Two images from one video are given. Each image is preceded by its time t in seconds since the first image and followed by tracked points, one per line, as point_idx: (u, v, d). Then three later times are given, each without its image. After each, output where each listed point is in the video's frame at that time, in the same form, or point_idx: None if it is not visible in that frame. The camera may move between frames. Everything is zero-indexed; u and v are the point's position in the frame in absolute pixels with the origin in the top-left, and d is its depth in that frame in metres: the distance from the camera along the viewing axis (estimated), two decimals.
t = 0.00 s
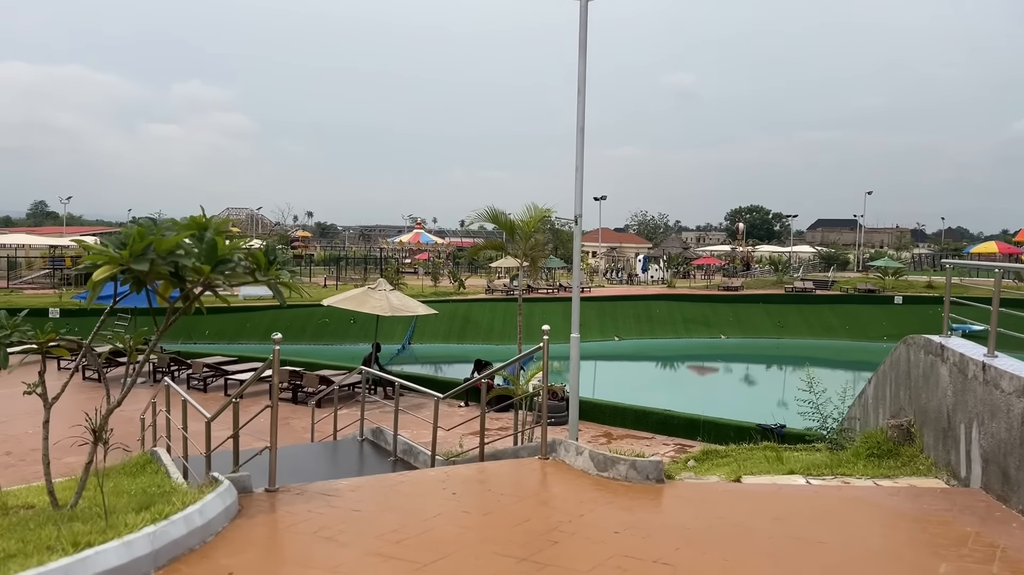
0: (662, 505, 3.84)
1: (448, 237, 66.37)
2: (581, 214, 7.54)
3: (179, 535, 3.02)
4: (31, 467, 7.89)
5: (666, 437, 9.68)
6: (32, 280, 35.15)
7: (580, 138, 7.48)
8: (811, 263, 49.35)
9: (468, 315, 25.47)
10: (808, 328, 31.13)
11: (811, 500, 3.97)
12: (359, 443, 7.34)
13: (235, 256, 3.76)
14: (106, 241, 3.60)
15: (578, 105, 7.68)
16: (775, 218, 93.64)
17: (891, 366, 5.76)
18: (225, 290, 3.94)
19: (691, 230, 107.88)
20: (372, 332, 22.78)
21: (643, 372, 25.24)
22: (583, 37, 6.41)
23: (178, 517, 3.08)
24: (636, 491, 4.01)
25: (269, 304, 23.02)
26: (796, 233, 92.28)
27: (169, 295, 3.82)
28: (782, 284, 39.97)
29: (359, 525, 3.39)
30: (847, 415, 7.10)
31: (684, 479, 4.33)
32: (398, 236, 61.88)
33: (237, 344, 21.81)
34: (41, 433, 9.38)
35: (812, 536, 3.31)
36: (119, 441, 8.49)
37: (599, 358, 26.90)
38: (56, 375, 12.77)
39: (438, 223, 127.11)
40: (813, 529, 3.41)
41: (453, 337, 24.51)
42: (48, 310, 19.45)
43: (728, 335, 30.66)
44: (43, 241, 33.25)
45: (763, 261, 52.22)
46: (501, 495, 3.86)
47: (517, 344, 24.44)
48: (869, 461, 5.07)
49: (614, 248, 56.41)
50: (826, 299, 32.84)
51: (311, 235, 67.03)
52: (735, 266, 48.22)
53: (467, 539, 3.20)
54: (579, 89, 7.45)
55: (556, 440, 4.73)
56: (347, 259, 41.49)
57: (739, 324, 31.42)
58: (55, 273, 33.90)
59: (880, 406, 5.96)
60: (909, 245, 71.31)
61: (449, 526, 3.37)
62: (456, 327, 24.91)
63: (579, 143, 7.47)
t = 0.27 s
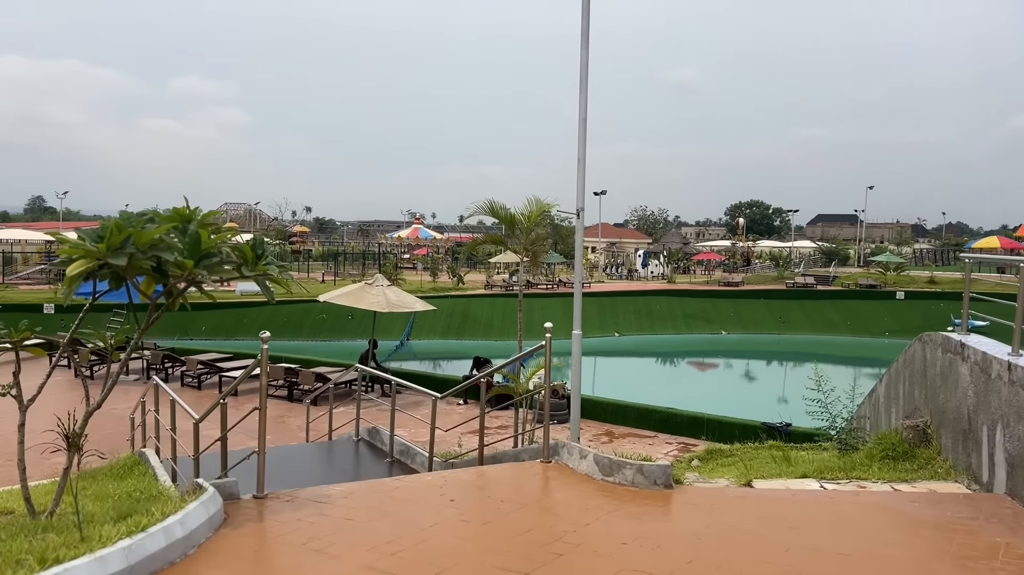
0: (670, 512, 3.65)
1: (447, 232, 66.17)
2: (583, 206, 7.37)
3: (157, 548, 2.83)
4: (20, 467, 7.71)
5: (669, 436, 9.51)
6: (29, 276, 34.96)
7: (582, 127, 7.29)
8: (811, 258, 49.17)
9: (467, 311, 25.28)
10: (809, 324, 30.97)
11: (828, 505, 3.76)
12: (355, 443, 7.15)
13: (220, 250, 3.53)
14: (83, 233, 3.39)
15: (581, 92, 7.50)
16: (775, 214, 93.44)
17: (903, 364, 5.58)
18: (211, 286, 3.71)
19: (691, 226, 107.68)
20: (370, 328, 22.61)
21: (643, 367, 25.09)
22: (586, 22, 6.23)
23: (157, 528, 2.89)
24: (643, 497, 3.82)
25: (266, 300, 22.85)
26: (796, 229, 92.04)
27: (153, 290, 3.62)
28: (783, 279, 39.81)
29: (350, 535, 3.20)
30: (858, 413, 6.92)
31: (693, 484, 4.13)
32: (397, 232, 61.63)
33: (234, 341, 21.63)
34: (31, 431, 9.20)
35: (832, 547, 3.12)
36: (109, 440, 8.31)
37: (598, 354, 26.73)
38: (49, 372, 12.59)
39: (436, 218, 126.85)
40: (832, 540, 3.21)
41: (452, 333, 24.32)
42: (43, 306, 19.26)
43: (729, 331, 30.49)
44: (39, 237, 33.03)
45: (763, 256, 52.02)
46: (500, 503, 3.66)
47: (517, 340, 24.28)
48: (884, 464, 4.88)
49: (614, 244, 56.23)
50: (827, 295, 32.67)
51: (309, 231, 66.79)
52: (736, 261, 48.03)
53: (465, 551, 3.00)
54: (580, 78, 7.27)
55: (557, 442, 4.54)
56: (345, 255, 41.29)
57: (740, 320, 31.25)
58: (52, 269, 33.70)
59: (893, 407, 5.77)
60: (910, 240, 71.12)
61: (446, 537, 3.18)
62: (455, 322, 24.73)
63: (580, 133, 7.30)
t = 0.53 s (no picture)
0: (682, 514, 3.46)
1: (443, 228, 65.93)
2: (585, 198, 7.18)
3: (136, 556, 2.63)
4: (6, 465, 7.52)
5: (671, 433, 9.35)
6: (22, 273, 34.70)
7: (583, 117, 7.10)
8: (809, 254, 49.05)
9: (464, 306, 25.10)
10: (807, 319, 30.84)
11: (848, 508, 3.57)
12: (350, 442, 6.96)
13: (205, 239, 3.33)
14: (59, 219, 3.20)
15: (582, 81, 7.31)
16: (772, 209, 93.36)
17: (917, 358, 5.40)
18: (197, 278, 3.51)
19: (688, 221, 107.55)
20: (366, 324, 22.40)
21: (640, 363, 24.93)
22: (588, 8, 6.04)
23: (135, 536, 2.69)
24: (653, 499, 3.64)
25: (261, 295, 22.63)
26: (793, 224, 91.98)
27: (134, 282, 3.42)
28: (781, 274, 39.67)
29: (345, 541, 3.01)
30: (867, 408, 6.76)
31: (704, 485, 3.95)
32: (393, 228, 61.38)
33: (229, 336, 21.43)
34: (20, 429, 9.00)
35: (858, 553, 2.94)
36: (99, 438, 8.12)
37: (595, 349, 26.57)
38: (40, 368, 12.38)
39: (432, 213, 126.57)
40: (857, 546, 3.03)
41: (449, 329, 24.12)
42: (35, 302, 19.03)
43: (727, 327, 30.34)
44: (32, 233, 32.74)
45: (760, 251, 51.90)
46: (503, 505, 3.47)
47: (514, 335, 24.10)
48: (899, 463, 4.71)
49: (611, 239, 56.06)
50: (826, 290, 32.55)
51: (304, 226, 66.52)
52: (733, 256, 47.92)
53: (467, 559, 2.82)
54: (582, 66, 7.08)
55: (562, 441, 4.36)
56: (341, 251, 41.03)
57: (738, 315, 31.11)
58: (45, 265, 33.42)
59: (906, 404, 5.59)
60: (907, 235, 71.05)
61: (447, 543, 2.99)
62: (452, 318, 24.54)
63: (581, 123, 7.10)
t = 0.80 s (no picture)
0: (684, 532, 3.26)
1: (432, 229, 65.67)
2: (578, 198, 6.99)
3: None
4: None
5: (665, 436, 9.19)
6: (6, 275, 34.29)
7: (576, 115, 6.90)
8: (798, 253, 49.08)
9: (453, 307, 24.88)
10: (798, 319, 30.80)
11: (859, 524, 3.39)
12: (336, 449, 6.74)
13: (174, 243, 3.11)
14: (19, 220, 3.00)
15: (576, 78, 7.11)
16: (759, 209, 93.66)
17: (920, 363, 5.25)
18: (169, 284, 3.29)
19: (677, 221, 107.73)
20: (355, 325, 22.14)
21: (629, 363, 24.78)
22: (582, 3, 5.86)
23: (98, 566, 2.48)
24: (653, 515, 3.44)
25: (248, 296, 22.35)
26: (781, 223, 92.20)
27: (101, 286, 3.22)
28: (771, 274, 39.63)
29: (325, 564, 2.82)
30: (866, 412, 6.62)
31: (707, 499, 3.76)
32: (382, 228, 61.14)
33: (215, 338, 21.16)
34: None
35: None
36: (76, 445, 7.87)
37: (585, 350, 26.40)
38: (20, 372, 12.12)
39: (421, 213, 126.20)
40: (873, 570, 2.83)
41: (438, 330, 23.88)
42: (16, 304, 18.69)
43: (717, 326, 30.22)
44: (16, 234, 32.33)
45: (750, 251, 51.90)
46: (495, 522, 3.28)
47: (504, 336, 23.91)
48: (906, 472, 4.54)
49: (601, 239, 56.00)
50: (816, 290, 32.51)
51: (293, 226, 66.13)
52: (723, 256, 47.90)
53: None
54: (575, 63, 6.89)
55: (557, 451, 4.18)
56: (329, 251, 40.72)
57: (728, 315, 31.01)
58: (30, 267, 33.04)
59: (910, 410, 5.43)
60: (894, 235, 71.28)
61: (435, 567, 2.80)
62: (442, 319, 24.32)
63: (574, 121, 6.91)
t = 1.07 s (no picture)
0: (684, 548, 3.08)
1: (419, 231, 65.38)
2: (568, 197, 6.82)
3: None
4: None
5: (657, 442, 9.02)
6: None
7: (566, 112, 6.74)
8: (785, 256, 49.14)
9: (441, 310, 24.68)
10: (786, 322, 30.77)
11: (869, 538, 3.21)
12: (319, 458, 6.52)
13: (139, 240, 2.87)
14: None
15: (566, 75, 6.95)
16: (747, 212, 93.88)
17: (921, 367, 5.10)
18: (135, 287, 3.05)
19: (665, 224, 107.84)
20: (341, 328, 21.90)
21: (618, 366, 24.62)
22: None
23: None
24: (651, 530, 3.26)
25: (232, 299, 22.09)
26: (769, 226, 92.45)
27: (61, 290, 2.99)
28: (759, 277, 39.64)
29: None
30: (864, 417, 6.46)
31: (707, 512, 3.58)
32: (369, 231, 60.83)
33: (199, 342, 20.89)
34: None
35: None
36: (51, 452, 7.63)
37: (573, 353, 26.23)
38: None
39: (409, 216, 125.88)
40: None
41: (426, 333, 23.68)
42: None
43: (706, 329, 30.13)
44: None
45: (738, 254, 51.91)
46: (484, 540, 3.09)
47: (492, 340, 23.71)
48: (910, 481, 4.37)
49: (589, 242, 55.92)
50: (804, 293, 32.48)
51: (279, 230, 65.75)
52: (711, 259, 47.87)
53: None
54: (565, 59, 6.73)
55: (548, 462, 3.98)
56: (316, 254, 40.43)
57: (717, 318, 30.94)
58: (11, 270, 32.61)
59: (913, 417, 5.27)
60: (881, 237, 71.52)
61: None
62: (429, 322, 24.10)
63: (565, 119, 6.74)
